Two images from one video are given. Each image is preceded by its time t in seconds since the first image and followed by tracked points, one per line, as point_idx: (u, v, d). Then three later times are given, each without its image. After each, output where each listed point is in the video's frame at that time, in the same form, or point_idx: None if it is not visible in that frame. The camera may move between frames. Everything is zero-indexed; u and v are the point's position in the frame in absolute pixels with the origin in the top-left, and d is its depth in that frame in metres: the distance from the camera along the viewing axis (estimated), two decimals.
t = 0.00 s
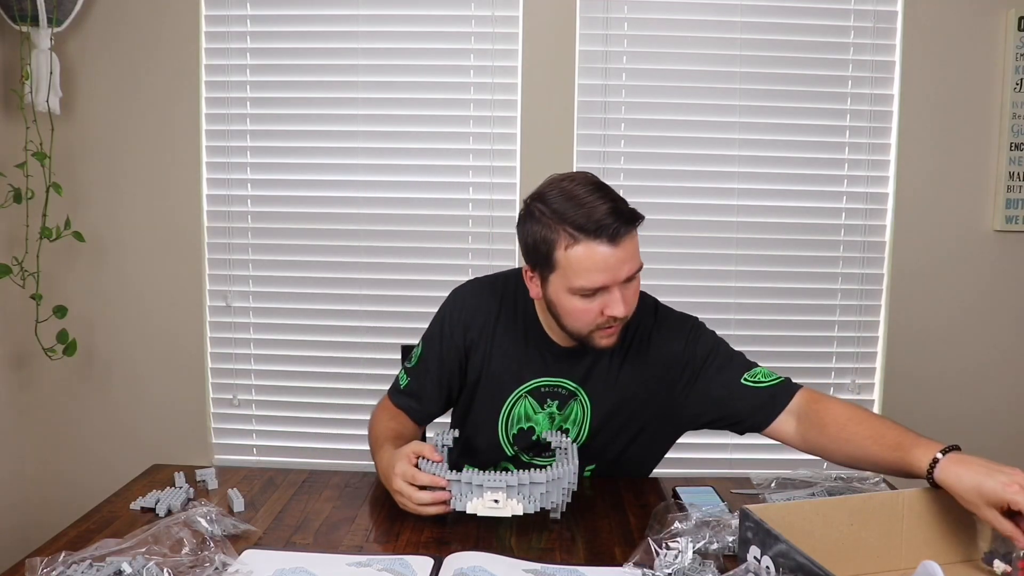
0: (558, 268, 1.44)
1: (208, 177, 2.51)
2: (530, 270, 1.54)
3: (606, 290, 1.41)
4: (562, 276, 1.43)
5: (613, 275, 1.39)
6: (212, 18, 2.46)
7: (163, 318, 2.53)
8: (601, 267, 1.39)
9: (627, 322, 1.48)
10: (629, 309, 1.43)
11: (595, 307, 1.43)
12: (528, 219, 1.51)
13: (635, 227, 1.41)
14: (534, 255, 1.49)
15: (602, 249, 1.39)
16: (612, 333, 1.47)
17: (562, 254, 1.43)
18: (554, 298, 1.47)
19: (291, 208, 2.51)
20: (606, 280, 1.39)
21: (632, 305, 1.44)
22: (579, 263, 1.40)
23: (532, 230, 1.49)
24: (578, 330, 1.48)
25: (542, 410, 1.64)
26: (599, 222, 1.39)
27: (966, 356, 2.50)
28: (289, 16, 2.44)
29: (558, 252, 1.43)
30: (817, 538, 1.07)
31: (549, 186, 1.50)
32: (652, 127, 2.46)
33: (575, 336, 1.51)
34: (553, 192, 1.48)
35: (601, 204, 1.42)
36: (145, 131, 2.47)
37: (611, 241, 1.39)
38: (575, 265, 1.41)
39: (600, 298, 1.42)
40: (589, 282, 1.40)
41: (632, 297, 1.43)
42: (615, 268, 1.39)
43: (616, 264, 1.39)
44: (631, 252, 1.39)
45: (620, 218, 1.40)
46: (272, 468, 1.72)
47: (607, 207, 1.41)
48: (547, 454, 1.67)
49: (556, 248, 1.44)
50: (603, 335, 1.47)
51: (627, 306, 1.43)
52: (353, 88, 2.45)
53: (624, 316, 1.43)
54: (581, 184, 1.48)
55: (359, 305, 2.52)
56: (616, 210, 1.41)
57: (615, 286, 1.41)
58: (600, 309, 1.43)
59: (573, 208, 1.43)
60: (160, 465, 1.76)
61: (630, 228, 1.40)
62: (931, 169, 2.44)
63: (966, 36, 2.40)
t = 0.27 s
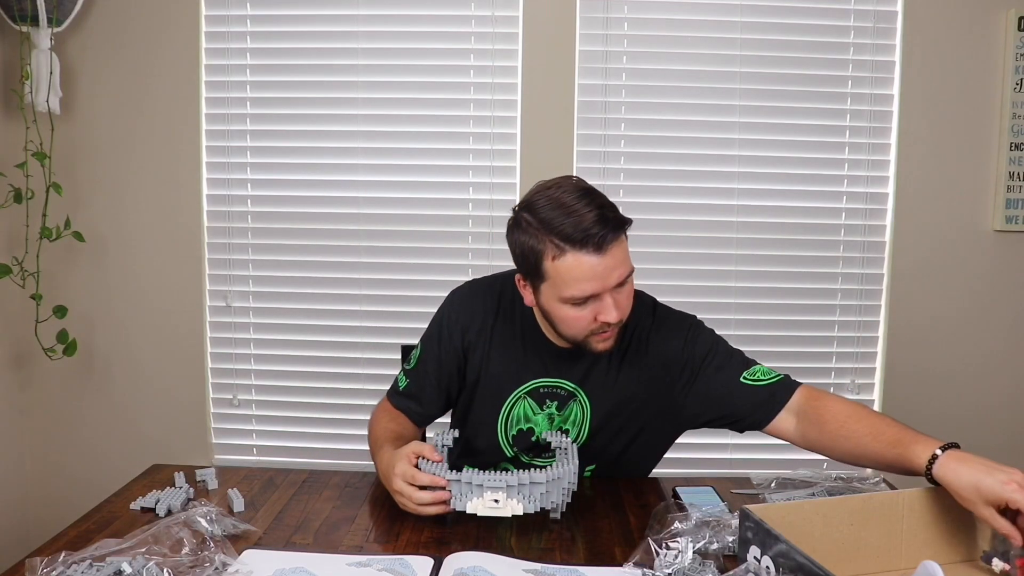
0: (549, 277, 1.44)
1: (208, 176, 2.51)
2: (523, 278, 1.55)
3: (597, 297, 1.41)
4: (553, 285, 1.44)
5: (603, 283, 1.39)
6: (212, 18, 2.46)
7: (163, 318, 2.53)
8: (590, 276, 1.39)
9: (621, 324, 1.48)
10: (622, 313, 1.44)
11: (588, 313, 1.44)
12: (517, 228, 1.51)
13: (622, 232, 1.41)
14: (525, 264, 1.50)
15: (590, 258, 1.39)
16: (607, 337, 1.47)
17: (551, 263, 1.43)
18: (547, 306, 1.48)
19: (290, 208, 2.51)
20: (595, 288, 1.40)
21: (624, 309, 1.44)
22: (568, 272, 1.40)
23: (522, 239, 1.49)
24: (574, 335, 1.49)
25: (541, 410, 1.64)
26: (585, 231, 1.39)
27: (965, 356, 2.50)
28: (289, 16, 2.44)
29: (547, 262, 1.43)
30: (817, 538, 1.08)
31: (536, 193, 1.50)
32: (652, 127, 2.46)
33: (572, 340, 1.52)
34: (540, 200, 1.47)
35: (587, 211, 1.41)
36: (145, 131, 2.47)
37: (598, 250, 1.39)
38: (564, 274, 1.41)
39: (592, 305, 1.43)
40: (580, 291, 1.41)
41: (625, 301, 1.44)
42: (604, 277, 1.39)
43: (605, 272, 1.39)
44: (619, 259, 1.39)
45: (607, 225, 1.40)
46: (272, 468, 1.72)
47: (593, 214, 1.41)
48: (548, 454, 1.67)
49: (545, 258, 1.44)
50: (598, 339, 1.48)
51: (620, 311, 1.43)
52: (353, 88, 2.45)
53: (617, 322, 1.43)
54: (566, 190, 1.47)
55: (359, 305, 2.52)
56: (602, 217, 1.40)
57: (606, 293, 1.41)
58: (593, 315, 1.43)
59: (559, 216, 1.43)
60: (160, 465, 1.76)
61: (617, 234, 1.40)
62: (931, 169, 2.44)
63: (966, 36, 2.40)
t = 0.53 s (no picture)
0: (543, 279, 1.44)
1: (208, 176, 2.51)
2: (519, 281, 1.55)
3: (591, 299, 1.41)
4: (547, 287, 1.44)
5: (596, 284, 1.39)
6: (212, 18, 2.46)
7: (163, 318, 2.53)
8: (584, 278, 1.39)
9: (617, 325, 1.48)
10: (617, 314, 1.44)
11: (582, 315, 1.43)
12: (510, 231, 1.51)
13: (615, 233, 1.41)
14: (519, 266, 1.50)
15: (583, 260, 1.39)
16: (602, 338, 1.47)
17: (545, 266, 1.43)
18: (542, 309, 1.48)
19: (290, 209, 2.51)
20: (589, 290, 1.40)
21: (619, 310, 1.44)
22: (562, 274, 1.40)
23: (515, 242, 1.49)
24: (570, 337, 1.49)
25: (540, 410, 1.64)
26: (578, 232, 1.39)
27: (965, 355, 2.50)
28: (289, 16, 2.44)
29: (540, 264, 1.43)
30: (817, 538, 1.08)
31: (528, 195, 1.50)
32: (652, 127, 2.46)
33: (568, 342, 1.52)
34: (532, 202, 1.48)
35: (579, 212, 1.41)
36: (145, 131, 2.47)
37: (591, 251, 1.39)
38: (558, 276, 1.41)
39: (586, 306, 1.43)
40: (573, 292, 1.40)
41: (620, 301, 1.43)
42: (598, 277, 1.39)
43: (597, 273, 1.39)
44: (612, 259, 1.39)
45: (599, 226, 1.40)
46: (272, 468, 1.72)
47: (585, 216, 1.41)
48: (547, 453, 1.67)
49: (538, 260, 1.44)
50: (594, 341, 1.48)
51: (614, 312, 1.43)
52: (353, 88, 2.45)
53: (612, 323, 1.43)
54: (559, 192, 1.47)
55: (359, 305, 2.52)
56: (594, 218, 1.40)
57: (600, 294, 1.41)
58: (588, 316, 1.43)
59: (551, 219, 1.43)
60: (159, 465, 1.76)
61: (610, 235, 1.40)
62: (931, 169, 2.44)
63: (966, 35, 2.40)
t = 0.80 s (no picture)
0: (538, 279, 1.44)
1: (208, 176, 2.51)
2: (515, 281, 1.55)
3: (587, 298, 1.41)
4: (542, 287, 1.44)
5: (592, 284, 1.39)
6: (212, 18, 2.46)
7: (163, 318, 2.53)
8: (578, 277, 1.39)
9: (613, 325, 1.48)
10: (612, 313, 1.44)
11: (578, 314, 1.44)
12: (506, 231, 1.51)
13: (610, 233, 1.41)
14: (515, 266, 1.50)
15: (578, 260, 1.39)
16: (599, 338, 1.47)
17: (540, 265, 1.43)
18: (538, 308, 1.49)
19: (290, 209, 2.51)
20: (584, 290, 1.40)
21: (615, 309, 1.44)
22: (557, 273, 1.40)
23: (511, 242, 1.49)
24: (566, 337, 1.49)
25: (539, 409, 1.64)
26: (572, 231, 1.39)
27: (965, 355, 2.50)
28: (289, 16, 2.44)
29: (535, 264, 1.43)
30: (817, 538, 1.08)
31: (523, 195, 1.50)
32: (652, 127, 2.46)
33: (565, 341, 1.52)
34: (527, 202, 1.48)
35: (574, 212, 1.41)
36: (145, 131, 2.47)
37: (586, 251, 1.39)
38: (553, 276, 1.41)
39: (582, 306, 1.43)
40: (569, 292, 1.41)
41: (615, 301, 1.44)
42: (593, 277, 1.39)
43: (592, 273, 1.39)
44: (607, 259, 1.39)
45: (594, 226, 1.40)
46: (272, 468, 1.72)
47: (580, 215, 1.41)
48: (547, 453, 1.67)
49: (533, 260, 1.44)
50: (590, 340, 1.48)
51: (610, 311, 1.43)
52: (353, 88, 2.45)
53: (608, 322, 1.43)
54: (553, 191, 1.47)
55: (359, 305, 2.52)
56: (589, 217, 1.40)
57: (595, 294, 1.41)
58: (584, 316, 1.43)
59: (546, 218, 1.43)
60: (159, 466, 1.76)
61: (604, 234, 1.40)
62: (931, 169, 2.44)
63: (966, 35, 2.40)
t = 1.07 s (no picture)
0: (537, 278, 1.44)
1: (208, 176, 2.50)
2: (514, 280, 1.55)
3: (585, 297, 1.41)
4: (541, 286, 1.44)
5: (591, 282, 1.39)
6: (212, 18, 2.46)
7: (164, 318, 2.53)
8: (577, 275, 1.39)
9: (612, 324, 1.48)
10: (611, 312, 1.44)
11: (577, 313, 1.43)
12: (505, 230, 1.51)
13: (609, 231, 1.41)
14: (514, 265, 1.50)
15: (577, 258, 1.39)
16: (598, 337, 1.47)
17: (539, 264, 1.43)
18: (537, 307, 1.48)
19: (290, 209, 2.51)
20: (583, 287, 1.39)
21: (614, 308, 1.44)
22: (556, 272, 1.40)
23: (509, 241, 1.49)
24: (565, 335, 1.49)
25: (539, 409, 1.64)
26: (571, 230, 1.39)
27: (965, 355, 2.50)
28: (289, 16, 2.44)
29: (534, 263, 1.43)
30: (817, 538, 1.08)
31: (522, 195, 1.50)
32: (651, 127, 2.46)
33: (564, 340, 1.52)
34: (526, 201, 1.48)
35: (573, 211, 1.42)
36: (145, 131, 2.47)
37: (584, 249, 1.39)
38: (552, 274, 1.41)
39: (581, 304, 1.43)
40: (568, 291, 1.40)
41: (614, 299, 1.44)
42: (592, 276, 1.39)
43: (591, 272, 1.39)
44: (606, 257, 1.39)
45: (593, 224, 1.40)
46: (272, 468, 1.72)
47: (578, 214, 1.41)
48: (547, 453, 1.66)
49: (532, 259, 1.44)
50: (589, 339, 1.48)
51: (609, 309, 1.43)
52: (353, 88, 2.45)
53: (607, 320, 1.43)
54: (552, 190, 1.47)
55: (359, 305, 2.52)
56: (588, 216, 1.40)
57: (594, 292, 1.41)
58: (583, 315, 1.43)
59: (545, 216, 1.43)
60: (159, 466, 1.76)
61: (603, 233, 1.40)
62: (931, 169, 2.44)
63: (966, 35, 2.40)
